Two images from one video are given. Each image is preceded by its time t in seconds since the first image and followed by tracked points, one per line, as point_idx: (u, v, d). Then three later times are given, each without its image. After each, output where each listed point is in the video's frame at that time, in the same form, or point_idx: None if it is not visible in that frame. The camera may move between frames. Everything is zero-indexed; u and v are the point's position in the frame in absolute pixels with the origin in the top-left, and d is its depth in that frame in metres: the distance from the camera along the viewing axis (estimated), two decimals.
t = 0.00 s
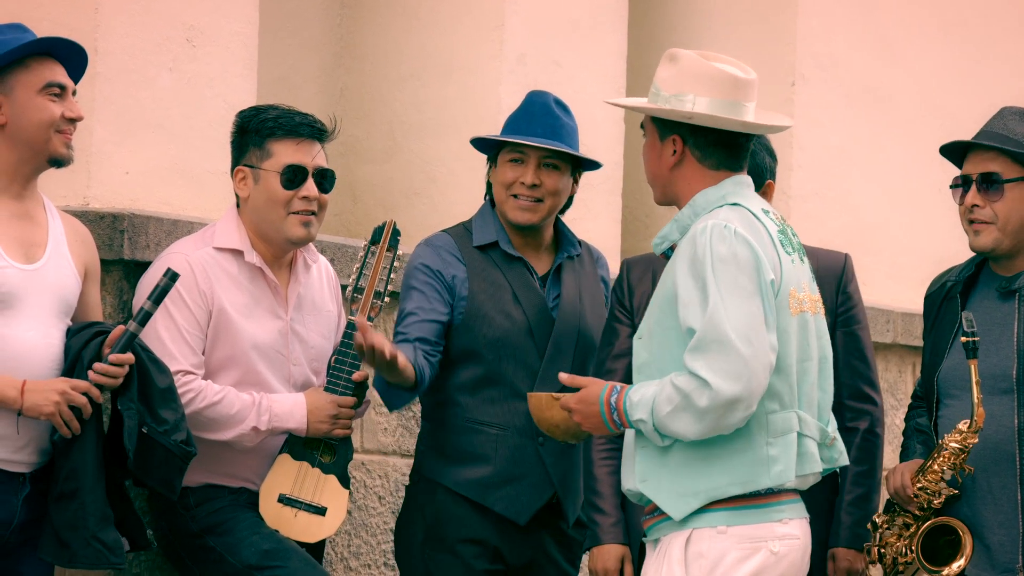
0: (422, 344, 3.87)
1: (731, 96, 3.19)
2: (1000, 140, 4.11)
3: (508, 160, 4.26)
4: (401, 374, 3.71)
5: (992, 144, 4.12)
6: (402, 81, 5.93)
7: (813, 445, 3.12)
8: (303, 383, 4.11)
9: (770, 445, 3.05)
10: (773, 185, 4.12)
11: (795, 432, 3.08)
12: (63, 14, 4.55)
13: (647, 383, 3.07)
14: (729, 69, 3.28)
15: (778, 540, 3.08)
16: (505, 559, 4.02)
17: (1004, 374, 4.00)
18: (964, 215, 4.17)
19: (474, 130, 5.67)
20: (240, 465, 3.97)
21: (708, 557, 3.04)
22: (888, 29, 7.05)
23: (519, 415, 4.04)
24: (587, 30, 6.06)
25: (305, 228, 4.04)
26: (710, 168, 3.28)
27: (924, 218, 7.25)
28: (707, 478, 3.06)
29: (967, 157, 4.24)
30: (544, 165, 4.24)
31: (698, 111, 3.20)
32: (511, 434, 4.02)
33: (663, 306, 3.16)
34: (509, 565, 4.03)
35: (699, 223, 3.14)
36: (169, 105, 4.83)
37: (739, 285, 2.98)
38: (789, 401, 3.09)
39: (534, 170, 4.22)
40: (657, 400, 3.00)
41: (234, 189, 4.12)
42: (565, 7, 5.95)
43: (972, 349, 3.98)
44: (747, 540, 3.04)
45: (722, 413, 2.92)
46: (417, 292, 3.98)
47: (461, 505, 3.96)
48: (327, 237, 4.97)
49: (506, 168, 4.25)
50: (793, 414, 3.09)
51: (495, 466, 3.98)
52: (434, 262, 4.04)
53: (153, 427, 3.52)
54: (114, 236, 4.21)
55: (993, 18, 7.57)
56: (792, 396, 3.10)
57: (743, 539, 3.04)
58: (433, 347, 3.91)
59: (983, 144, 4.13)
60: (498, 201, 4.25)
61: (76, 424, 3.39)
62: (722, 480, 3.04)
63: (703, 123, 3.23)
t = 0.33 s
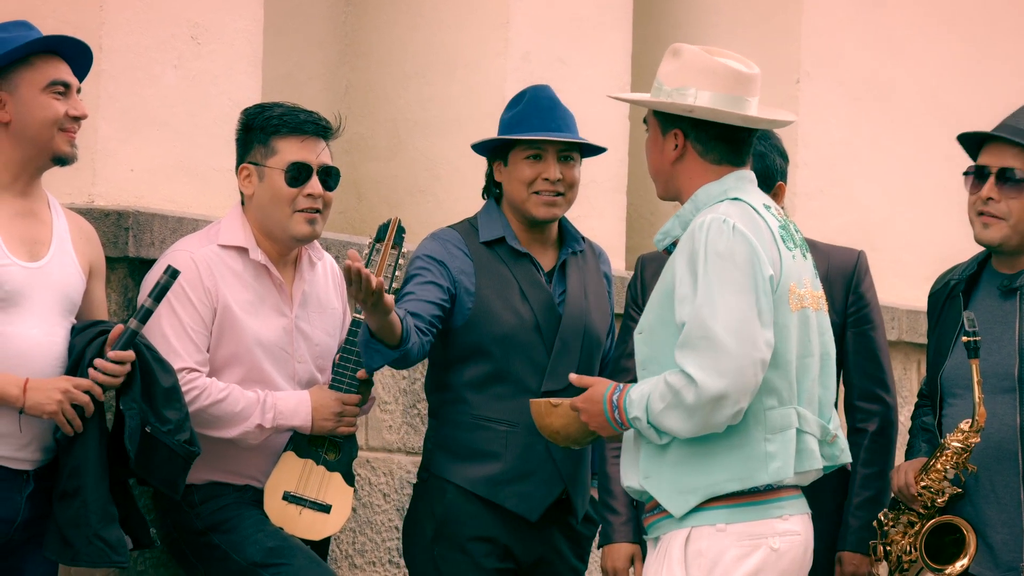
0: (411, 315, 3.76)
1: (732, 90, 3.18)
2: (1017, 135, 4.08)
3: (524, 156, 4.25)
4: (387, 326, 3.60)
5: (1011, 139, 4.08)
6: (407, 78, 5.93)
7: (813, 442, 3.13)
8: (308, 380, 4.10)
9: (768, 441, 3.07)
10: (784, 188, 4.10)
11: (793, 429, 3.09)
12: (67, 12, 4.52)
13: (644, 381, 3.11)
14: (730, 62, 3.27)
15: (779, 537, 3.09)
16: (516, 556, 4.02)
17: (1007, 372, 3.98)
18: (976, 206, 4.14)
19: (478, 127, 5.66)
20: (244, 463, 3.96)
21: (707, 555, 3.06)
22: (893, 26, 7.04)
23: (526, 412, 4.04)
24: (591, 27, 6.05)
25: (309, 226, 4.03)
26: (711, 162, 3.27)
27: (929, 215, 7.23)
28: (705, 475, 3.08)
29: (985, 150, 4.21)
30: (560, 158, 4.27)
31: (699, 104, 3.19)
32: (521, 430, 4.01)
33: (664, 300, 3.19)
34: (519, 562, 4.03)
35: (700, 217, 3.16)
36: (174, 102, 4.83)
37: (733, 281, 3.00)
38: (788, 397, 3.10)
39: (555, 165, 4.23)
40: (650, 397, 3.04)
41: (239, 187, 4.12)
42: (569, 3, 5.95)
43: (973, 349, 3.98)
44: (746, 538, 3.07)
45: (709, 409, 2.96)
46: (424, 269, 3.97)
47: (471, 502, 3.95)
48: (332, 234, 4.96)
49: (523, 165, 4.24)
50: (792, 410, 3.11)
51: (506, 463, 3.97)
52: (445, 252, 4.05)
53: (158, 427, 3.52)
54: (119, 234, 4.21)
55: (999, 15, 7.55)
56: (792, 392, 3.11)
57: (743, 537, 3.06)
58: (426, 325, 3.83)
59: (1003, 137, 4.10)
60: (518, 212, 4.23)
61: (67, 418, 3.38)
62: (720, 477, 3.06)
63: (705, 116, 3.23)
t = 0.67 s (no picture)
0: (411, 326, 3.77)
1: (739, 83, 3.17)
2: None
3: (529, 152, 4.26)
4: (395, 349, 3.59)
5: None
6: (413, 76, 5.93)
7: (815, 439, 3.12)
8: (314, 377, 4.11)
9: (766, 436, 3.06)
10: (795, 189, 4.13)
11: (794, 424, 3.08)
12: (73, 9, 4.60)
13: (639, 378, 3.11)
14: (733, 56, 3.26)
15: (782, 533, 3.09)
16: (526, 554, 4.01)
17: (1009, 369, 3.97)
18: (995, 197, 4.11)
19: (483, 125, 5.65)
20: (251, 460, 3.96)
21: (710, 554, 3.09)
22: (899, 24, 7.03)
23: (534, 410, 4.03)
24: (596, 24, 6.03)
25: (313, 224, 4.03)
26: (721, 157, 3.28)
27: (935, 213, 7.21)
28: (703, 470, 3.10)
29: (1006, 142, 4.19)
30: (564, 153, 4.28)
31: (708, 101, 3.18)
32: (531, 428, 4.01)
33: (665, 296, 3.19)
34: (529, 559, 4.02)
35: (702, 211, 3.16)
36: (179, 99, 4.84)
37: (733, 277, 3.00)
38: (788, 392, 3.09)
39: (558, 160, 4.24)
40: (646, 396, 3.04)
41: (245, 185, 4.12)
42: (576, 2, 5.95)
43: (968, 342, 3.97)
44: (749, 535, 3.08)
45: (706, 407, 2.96)
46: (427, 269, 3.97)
47: (481, 500, 3.94)
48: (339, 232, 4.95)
49: (527, 160, 4.25)
50: (793, 405, 3.10)
51: (516, 460, 3.97)
52: (449, 254, 4.03)
53: (167, 428, 3.51)
54: (125, 231, 4.23)
55: (1005, 13, 7.53)
56: (792, 388, 3.10)
57: (745, 534, 3.07)
58: (431, 336, 3.82)
59: None
60: (522, 209, 4.23)
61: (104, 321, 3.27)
62: (717, 472, 3.07)
63: (713, 113, 3.22)
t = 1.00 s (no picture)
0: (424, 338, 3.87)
1: (753, 75, 3.18)
2: None
3: (534, 148, 4.25)
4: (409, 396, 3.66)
5: None
6: (420, 73, 5.93)
7: (825, 437, 3.13)
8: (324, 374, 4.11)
9: (774, 434, 3.06)
10: (810, 181, 4.18)
11: (802, 422, 3.08)
12: (81, 7, 4.60)
13: (639, 371, 3.12)
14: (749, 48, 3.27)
15: (791, 529, 3.09)
16: (535, 551, 4.01)
17: (1020, 363, 3.97)
18: (995, 195, 4.12)
19: (491, 122, 5.66)
20: (262, 456, 3.97)
21: (718, 552, 3.10)
22: (904, 20, 7.04)
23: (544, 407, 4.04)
24: (603, 21, 6.03)
25: (309, 229, 4.01)
26: (735, 150, 3.28)
27: (941, 210, 7.21)
28: (709, 467, 3.11)
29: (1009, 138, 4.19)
30: (569, 149, 4.28)
31: (722, 92, 3.19)
32: (538, 425, 4.02)
33: (674, 291, 3.19)
34: (539, 557, 4.02)
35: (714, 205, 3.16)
36: (188, 97, 4.84)
37: (744, 273, 3.00)
38: (797, 390, 3.10)
39: (564, 156, 4.23)
40: (647, 390, 3.05)
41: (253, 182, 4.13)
42: None
43: (972, 333, 4.04)
44: (757, 532, 3.08)
45: (711, 404, 2.97)
46: (439, 276, 3.99)
47: (490, 498, 3.94)
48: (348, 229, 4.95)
49: (531, 157, 4.24)
50: (802, 403, 3.10)
51: (525, 458, 3.98)
52: (455, 253, 4.05)
53: (188, 433, 3.52)
54: (133, 229, 4.23)
55: (1011, 9, 7.53)
56: (801, 386, 3.11)
57: (753, 531, 3.08)
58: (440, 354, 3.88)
59: None
60: (528, 205, 4.23)
61: (81, 103, 3.24)
62: (724, 468, 3.09)
63: (728, 105, 3.23)
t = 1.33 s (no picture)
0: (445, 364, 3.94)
1: (774, 66, 3.22)
2: None
3: (540, 142, 4.26)
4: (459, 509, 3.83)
5: None
6: (426, 70, 5.94)
7: (834, 435, 3.12)
8: (331, 371, 4.11)
9: (783, 432, 3.08)
10: (821, 173, 4.22)
11: (811, 420, 3.09)
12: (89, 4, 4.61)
13: (649, 370, 3.13)
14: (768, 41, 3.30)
15: (799, 527, 3.10)
16: (538, 549, 4.00)
17: None
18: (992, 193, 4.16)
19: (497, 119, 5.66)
20: (269, 452, 3.95)
21: (726, 551, 3.11)
22: (910, 16, 7.04)
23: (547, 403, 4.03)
24: (611, 18, 6.03)
25: (323, 233, 4.01)
26: (752, 143, 3.30)
27: (948, 207, 7.21)
28: (717, 467, 3.12)
29: (1011, 134, 4.18)
30: (576, 144, 4.28)
31: (752, 83, 3.21)
32: (540, 421, 4.01)
33: (683, 288, 3.20)
34: (542, 554, 4.02)
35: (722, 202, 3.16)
36: (197, 95, 4.85)
37: (752, 269, 3.00)
38: (805, 387, 3.10)
39: (570, 151, 4.23)
40: (658, 389, 3.06)
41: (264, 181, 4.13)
42: None
43: (978, 329, 4.07)
44: (764, 530, 3.09)
45: (722, 400, 2.97)
46: (445, 292, 4.01)
47: (492, 493, 3.96)
48: (357, 227, 4.95)
49: (538, 151, 4.25)
50: (811, 401, 3.11)
51: (526, 454, 3.98)
52: (459, 250, 4.06)
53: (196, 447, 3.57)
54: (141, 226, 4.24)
55: (1018, 7, 7.54)
56: (811, 382, 3.11)
57: (761, 529, 3.09)
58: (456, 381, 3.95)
59: None
60: (534, 200, 4.23)
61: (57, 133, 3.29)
62: (732, 467, 3.10)
63: (755, 96, 3.25)
